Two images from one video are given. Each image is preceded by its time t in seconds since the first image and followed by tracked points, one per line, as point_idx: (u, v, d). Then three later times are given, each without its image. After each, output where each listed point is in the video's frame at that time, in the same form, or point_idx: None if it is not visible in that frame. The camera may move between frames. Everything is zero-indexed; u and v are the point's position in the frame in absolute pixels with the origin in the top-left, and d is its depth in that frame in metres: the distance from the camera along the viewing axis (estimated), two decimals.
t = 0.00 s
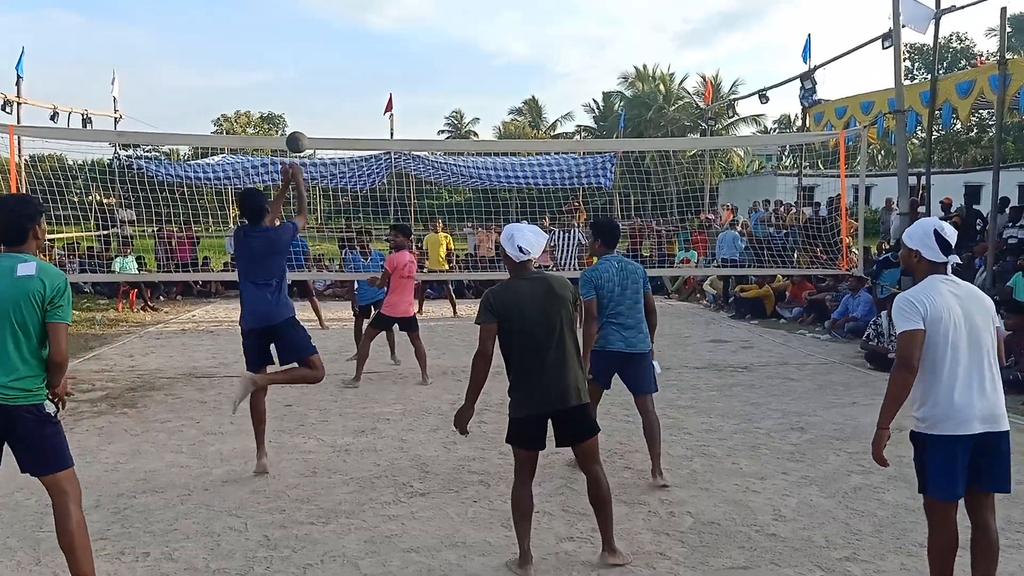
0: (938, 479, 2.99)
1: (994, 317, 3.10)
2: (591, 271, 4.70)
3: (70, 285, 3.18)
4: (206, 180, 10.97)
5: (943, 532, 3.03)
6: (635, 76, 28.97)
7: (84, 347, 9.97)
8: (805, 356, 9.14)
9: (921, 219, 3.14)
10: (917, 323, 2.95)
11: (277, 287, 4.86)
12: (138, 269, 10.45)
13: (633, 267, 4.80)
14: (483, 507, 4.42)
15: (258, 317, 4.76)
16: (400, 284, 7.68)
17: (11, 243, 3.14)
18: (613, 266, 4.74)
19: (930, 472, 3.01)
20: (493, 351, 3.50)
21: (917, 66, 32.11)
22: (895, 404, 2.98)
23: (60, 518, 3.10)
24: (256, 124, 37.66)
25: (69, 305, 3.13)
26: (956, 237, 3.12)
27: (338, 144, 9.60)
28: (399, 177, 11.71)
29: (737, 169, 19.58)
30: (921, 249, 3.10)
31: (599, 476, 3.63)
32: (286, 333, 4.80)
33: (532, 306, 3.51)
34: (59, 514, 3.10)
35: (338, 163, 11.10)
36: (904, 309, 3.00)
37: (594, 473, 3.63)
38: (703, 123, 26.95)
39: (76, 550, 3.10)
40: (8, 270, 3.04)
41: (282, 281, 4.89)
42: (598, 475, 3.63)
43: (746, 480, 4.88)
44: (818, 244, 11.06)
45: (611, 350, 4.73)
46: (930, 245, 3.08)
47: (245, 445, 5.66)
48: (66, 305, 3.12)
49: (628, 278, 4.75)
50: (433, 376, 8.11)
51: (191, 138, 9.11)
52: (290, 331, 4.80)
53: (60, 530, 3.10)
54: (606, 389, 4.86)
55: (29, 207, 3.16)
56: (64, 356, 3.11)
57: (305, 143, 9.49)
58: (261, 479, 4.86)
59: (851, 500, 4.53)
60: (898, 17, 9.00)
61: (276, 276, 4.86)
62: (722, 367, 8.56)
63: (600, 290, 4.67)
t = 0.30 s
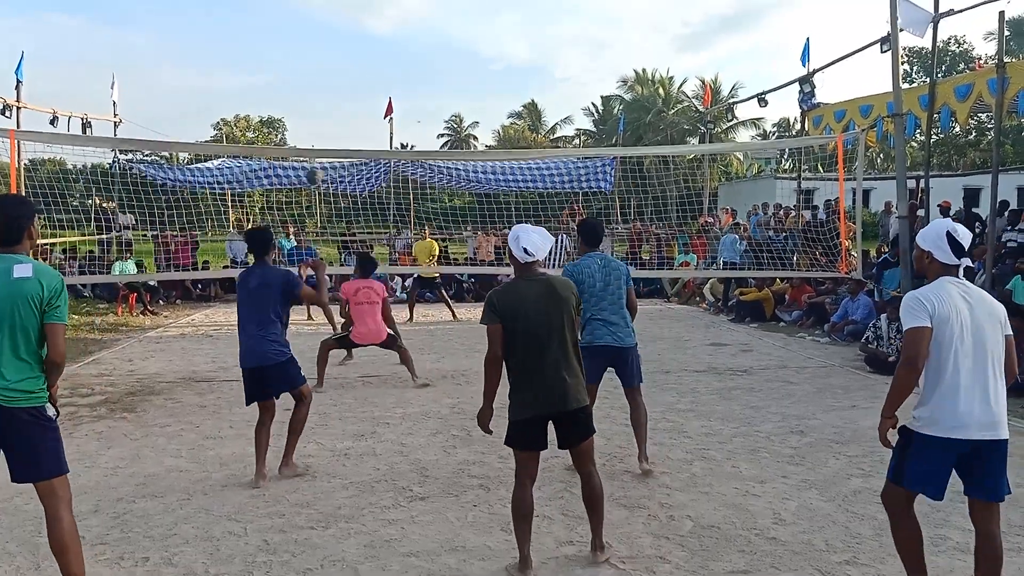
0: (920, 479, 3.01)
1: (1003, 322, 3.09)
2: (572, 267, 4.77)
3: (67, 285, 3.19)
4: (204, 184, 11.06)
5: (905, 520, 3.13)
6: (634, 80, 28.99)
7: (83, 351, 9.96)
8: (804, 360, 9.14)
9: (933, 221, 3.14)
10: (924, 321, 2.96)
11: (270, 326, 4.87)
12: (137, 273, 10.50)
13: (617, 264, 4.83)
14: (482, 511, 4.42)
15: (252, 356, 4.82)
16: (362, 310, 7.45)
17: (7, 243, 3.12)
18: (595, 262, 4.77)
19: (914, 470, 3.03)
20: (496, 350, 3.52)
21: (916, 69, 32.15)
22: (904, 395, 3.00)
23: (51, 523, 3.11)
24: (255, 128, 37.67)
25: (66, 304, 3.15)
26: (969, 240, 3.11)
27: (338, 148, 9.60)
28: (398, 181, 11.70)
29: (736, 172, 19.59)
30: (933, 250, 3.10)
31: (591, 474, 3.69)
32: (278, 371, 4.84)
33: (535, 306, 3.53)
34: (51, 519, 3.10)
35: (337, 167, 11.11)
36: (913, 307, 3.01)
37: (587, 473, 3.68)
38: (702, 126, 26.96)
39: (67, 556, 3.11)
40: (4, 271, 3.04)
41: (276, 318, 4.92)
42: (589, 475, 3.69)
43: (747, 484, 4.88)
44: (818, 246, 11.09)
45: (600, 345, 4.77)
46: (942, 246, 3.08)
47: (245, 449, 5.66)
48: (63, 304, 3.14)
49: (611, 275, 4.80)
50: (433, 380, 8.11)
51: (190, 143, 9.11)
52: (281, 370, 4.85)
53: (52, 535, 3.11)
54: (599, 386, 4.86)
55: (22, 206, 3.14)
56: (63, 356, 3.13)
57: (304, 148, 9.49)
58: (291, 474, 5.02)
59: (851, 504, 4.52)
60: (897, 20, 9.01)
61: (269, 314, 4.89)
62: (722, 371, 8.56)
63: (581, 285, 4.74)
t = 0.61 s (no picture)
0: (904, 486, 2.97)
1: (976, 327, 3.09)
2: (585, 269, 4.79)
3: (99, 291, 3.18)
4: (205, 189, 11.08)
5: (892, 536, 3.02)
6: (633, 83, 29.04)
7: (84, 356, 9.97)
8: (804, 362, 9.14)
9: (907, 225, 3.13)
10: (897, 329, 2.96)
11: (284, 323, 4.99)
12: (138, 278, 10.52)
13: (627, 272, 4.85)
14: (482, 515, 4.41)
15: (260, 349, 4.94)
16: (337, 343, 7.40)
17: (41, 246, 3.15)
18: (607, 267, 4.81)
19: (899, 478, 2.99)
20: (521, 347, 3.56)
21: (915, 72, 32.22)
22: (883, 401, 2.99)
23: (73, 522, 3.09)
24: (254, 132, 37.73)
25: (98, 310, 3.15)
26: (943, 243, 3.10)
27: (338, 152, 9.61)
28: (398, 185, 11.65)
29: (736, 175, 19.62)
30: (906, 255, 3.09)
31: (593, 476, 3.71)
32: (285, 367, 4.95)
33: (564, 306, 3.59)
34: (74, 519, 3.09)
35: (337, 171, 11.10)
36: (885, 314, 3.01)
37: (590, 474, 3.71)
38: (701, 130, 27.01)
39: (85, 554, 3.08)
40: (38, 276, 3.06)
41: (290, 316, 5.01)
42: (592, 475, 3.71)
43: (747, 487, 4.88)
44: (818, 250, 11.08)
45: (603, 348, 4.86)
46: (915, 252, 3.07)
47: (244, 454, 5.65)
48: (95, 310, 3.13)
49: (621, 282, 4.83)
50: (433, 384, 8.12)
51: (190, 147, 9.11)
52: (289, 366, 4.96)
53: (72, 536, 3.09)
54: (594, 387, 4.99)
55: (59, 210, 3.17)
56: (95, 362, 3.11)
57: (304, 152, 9.50)
58: (300, 473, 5.16)
59: (852, 507, 4.52)
60: (895, 24, 9.03)
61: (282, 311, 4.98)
62: (721, 374, 8.56)
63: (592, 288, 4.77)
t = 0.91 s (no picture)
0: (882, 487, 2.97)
1: (935, 319, 3.11)
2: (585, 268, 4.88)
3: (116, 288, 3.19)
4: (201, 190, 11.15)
5: (878, 538, 3.01)
6: (631, 84, 29.05)
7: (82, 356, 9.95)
8: (802, 363, 9.15)
9: (859, 226, 3.17)
10: (854, 330, 2.97)
11: (283, 328, 5.02)
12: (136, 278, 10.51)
13: (626, 272, 4.90)
14: (480, 515, 4.41)
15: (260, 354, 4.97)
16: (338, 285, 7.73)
17: (58, 244, 3.14)
18: (606, 267, 4.90)
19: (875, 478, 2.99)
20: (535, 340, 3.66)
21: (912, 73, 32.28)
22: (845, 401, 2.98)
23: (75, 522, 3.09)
24: (252, 133, 37.70)
25: (117, 308, 3.15)
26: (897, 242, 3.12)
27: (336, 153, 9.61)
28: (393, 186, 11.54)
29: (734, 176, 19.64)
30: (860, 255, 3.13)
31: (596, 473, 3.72)
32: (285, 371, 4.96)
33: (579, 305, 3.68)
34: (76, 520, 3.09)
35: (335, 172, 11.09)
36: (843, 316, 3.01)
37: (592, 471, 3.73)
38: (699, 130, 27.01)
39: (88, 556, 3.08)
40: (57, 274, 3.07)
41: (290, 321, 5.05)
42: (594, 473, 3.72)
43: (744, 487, 4.88)
44: (815, 251, 11.00)
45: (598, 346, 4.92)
46: (869, 251, 3.11)
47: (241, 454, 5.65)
48: (115, 307, 3.14)
49: (619, 281, 4.87)
50: (431, 384, 8.12)
51: (187, 147, 9.10)
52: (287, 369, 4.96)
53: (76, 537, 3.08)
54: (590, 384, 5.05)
55: (73, 206, 3.14)
56: (118, 357, 3.13)
57: (302, 153, 9.49)
58: (296, 472, 5.14)
59: (849, 507, 4.52)
60: (892, 24, 9.04)
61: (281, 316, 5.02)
62: (719, 374, 8.56)
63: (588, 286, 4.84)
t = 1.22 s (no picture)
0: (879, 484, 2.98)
1: (936, 318, 3.11)
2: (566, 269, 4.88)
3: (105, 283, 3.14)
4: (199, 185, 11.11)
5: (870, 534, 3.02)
6: (629, 82, 29.04)
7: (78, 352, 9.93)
8: (798, 361, 9.16)
9: (865, 223, 3.15)
10: (858, 325, 2.97)
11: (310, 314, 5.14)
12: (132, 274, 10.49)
13: (607, 271, 4.89)
14: (476, 512, 4.41)
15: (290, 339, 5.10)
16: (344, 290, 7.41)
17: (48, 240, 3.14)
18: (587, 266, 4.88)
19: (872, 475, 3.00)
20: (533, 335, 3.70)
21: (910, 72, 32.32)
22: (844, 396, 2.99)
23: (67, 517, 3.09)
24: (249, 129, 37.61)
25: (103, 302, 3.10)
26: (899, 237, 3.10)
27: (333, 149, 9.59)
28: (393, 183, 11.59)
29: (730, 173, 19.66)
30: (865, 252, 3.11)
31: (593, 465, 3.70)
32: (312, 357, 5.15)
33: (574, 300, 3.68)
34: (69, 513, 3.09)
35: (332, 168, 11.07)
36: (846, 311, 3.01)
37: (589, 464, 3.70)
38: (697, 128, 26.99)
39: (79, 551, 3.08)
40: (43, 269, 3.06)
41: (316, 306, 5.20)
42: (590, 467, 3.70)
43: (739, 484, 4.89)
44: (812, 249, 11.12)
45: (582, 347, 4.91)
46: (873, 248, 3.09)
47: (238, 450, 5.64)
48: (99, 302, 3.08)
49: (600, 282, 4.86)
50: (427, 381, 8.11)
51: (184, 143, 9.08)
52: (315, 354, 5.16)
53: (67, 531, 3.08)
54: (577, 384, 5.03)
55: (60, 200, 3.14)
56: (101, 357, 3.05)
57: (299, 149, 9.47)
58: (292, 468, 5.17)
59: (844, 505, 4.53)
60: (890, 22, 9.04)
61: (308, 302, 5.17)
62: (716, 372, 8.56)
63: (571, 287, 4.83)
